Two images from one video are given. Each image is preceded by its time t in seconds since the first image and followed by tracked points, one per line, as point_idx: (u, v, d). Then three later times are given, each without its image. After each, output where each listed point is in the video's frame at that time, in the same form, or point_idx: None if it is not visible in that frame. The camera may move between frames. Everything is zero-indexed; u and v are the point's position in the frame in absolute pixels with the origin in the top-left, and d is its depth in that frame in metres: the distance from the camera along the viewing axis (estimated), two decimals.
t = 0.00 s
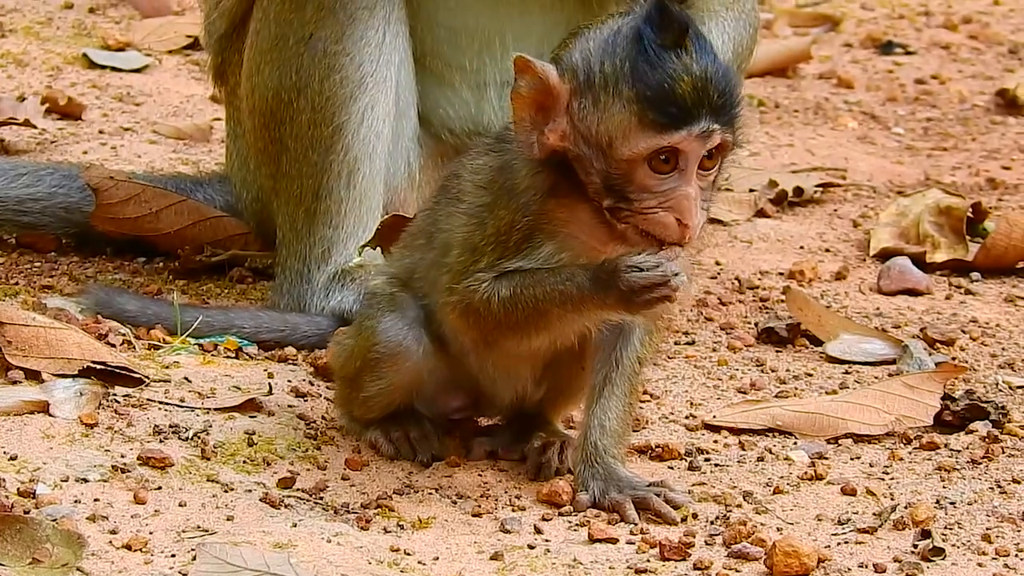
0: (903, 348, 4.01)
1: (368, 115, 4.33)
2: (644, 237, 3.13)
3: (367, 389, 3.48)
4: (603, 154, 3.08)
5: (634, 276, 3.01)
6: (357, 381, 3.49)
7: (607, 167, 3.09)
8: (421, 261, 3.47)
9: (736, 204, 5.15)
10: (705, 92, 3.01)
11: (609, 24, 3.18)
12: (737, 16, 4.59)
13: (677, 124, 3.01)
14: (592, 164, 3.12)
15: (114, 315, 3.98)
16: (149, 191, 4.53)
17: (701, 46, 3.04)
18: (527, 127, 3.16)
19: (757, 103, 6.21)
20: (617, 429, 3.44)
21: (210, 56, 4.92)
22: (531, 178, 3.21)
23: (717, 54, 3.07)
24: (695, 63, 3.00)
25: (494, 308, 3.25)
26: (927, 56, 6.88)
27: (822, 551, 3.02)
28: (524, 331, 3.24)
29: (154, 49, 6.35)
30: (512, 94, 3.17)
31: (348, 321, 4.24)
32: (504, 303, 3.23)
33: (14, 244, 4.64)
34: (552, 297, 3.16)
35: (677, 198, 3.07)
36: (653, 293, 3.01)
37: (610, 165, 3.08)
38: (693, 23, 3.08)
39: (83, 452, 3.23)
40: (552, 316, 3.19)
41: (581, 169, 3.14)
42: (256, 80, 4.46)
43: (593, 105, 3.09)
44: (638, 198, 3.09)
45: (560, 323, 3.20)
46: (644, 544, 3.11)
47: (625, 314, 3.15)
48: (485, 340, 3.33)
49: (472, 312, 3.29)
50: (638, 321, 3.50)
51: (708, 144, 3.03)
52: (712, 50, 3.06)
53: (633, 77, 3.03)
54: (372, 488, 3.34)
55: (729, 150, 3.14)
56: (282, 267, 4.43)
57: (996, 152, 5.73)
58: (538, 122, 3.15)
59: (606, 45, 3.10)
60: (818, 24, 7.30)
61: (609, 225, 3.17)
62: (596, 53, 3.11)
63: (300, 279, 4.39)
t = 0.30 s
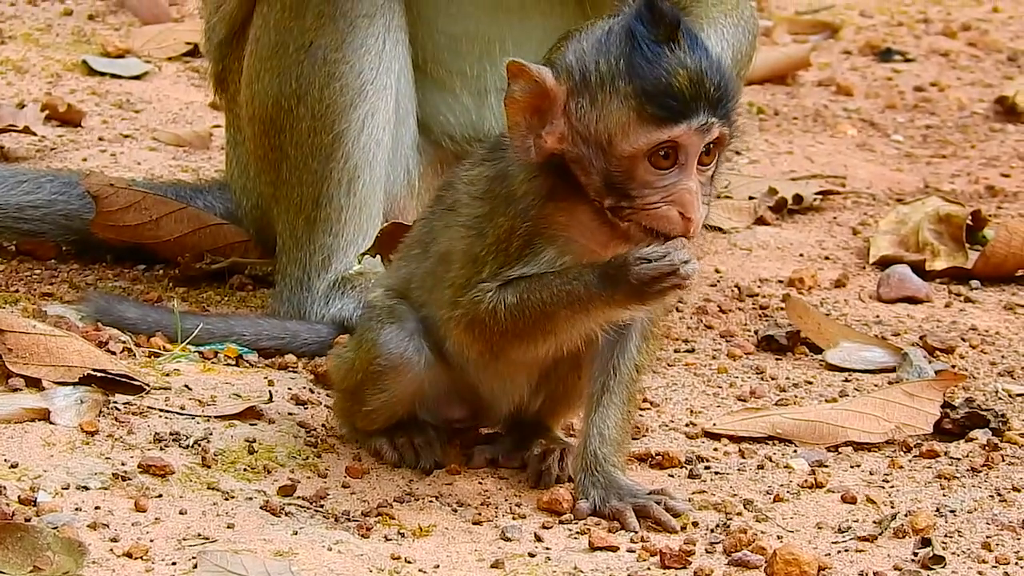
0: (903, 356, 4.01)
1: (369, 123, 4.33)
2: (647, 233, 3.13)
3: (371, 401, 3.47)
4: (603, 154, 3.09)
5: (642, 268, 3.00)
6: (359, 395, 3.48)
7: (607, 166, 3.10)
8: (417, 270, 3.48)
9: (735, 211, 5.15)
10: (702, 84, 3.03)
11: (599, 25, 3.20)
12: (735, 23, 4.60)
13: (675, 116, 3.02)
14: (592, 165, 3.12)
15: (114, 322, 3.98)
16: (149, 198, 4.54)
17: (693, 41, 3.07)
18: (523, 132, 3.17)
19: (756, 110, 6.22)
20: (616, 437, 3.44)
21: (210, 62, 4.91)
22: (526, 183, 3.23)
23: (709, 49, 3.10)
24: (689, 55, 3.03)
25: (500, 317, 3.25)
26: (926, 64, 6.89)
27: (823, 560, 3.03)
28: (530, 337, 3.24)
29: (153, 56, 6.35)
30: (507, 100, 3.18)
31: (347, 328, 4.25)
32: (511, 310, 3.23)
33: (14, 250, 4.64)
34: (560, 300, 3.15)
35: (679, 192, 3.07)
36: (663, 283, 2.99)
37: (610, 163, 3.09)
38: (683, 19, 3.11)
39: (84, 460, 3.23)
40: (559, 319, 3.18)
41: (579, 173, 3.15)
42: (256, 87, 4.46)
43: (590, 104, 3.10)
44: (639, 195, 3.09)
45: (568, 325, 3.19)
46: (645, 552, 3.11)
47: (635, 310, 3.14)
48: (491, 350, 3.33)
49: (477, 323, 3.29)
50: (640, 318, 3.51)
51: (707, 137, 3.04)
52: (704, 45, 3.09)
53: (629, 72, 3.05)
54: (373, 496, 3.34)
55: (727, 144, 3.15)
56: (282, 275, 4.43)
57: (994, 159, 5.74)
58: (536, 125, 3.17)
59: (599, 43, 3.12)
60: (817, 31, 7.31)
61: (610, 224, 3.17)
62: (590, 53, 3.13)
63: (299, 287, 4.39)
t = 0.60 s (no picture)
0: (901, 363, 4.01)
1: (365, 129, 4.33)
2: (650, 233, 3.16)
3: (369, 408, 3.47)
4: (609, 156, 3.10)
5: (652, 265, 2.99)
6: (356, 402, 3.48)
7: (613, 168, 3.11)
8: (407, 281, 3.46)
9: (734, 219, 5.15)
10: (704, 83, 3.06)
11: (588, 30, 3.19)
12: (733, 30, 4.61)
13: (684, 115, 3.04)
14: (596, 169, 3.12)
15: (112, 329, 3.98)
16: (146, 205, 4.54)
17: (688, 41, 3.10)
18: (523, 138, 3.15)
19: (755, 118, 6.22)
20: (611, 444, 3.44)
21: (209, 69, 4.92)
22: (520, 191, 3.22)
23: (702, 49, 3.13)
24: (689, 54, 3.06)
25: (500, 327, 3.24)
26: (925, 72, 6.89)
27: (819, 566, 3.02)
28: (530, 344, 3.24)
29: (153, 63, 6.35)
30: (502, 107, 3.15)
31: (345, 335, 4.25)
32: (509, 319, 3.23)
33: (12, 258, 4.65)
34: (559, 305, 3.15)
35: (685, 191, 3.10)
36: (672, 280, 2.98)
37: (616, 165, 3.10)
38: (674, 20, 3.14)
39: (80, 467, 3.23)
40: (561, 324, 3.18)
41: (579, 178, 3.15)
42: (253, 95, 4.47)
43: (594, 108, 3.10)
44: (646, 195, 3.11)
45: (570, 330, 3.19)
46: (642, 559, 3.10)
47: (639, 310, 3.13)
48: (490, 359, 3.32)
49: (476, 334, 3.29)
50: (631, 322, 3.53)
51: (712, 135, 3.08)
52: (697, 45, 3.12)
53: (634, 74, 3.06)
54: (370, 503, 3.34)
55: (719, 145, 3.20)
56: (280, 282, 4.43)
57: (994, 167, 5.74)
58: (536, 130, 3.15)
59: (598, 47, 3.11)
60: (817, 39, 7.31)
61: (609, 225, 3.19)
62: (589, 57, 3.12)
63: (297, 293, 4.39)
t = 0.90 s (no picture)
0: (893, 368, 4.01)
1: (358, 134, 4.33)
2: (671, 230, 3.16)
3: (363, 413, 3.46)
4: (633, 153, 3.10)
5: (688, 268, 2.96)
6: (349, 408, 3.47)
7: (637, 164, 3.12)
8: (392, 294, 3.45)
9: (726, 225, 5.15)
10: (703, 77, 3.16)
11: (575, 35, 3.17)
12: (724, 34, 4.61)
13: (701, 105, 3.11)
14: (620, 169, 3.13)
15: (104, 335, 3.97)
16: (138, 210, 4.54)
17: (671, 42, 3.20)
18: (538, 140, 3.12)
19: (747, 124, 6.22)
20: (599, 450, 3.44)
21: (201, 74, 4.92)
22: (507, 205, 3.19)
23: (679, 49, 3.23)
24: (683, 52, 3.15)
25: (516, 355, 3.17)
26: (917, 77, 6.90)
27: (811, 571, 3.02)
28: (546, 364, 3.18)
29: (144, 69, 6.35)
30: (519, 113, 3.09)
31: (336, 340, 4.25)
32: (526, 346, 3.15)
33: (4, 263, 4.65)
34: (582, 322, 3.09)
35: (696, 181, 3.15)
36: (709, 279, 2.96)
37: (641, 161, 3.11)
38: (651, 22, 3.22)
39: (72, 472, 3.23)
40: (581, 339, 3.12)
41: (595, 179, 3.15)
42: (245, 99, 4.46)
43: (617, 107, 3.09)
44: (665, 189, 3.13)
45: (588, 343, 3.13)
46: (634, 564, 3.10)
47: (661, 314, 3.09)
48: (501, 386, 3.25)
49: (488, 366, 3.22)
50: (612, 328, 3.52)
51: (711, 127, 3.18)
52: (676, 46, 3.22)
53: (652, 70, 3.09)
54: (362, 508, 3.33)
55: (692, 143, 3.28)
56: (272, 288, 4.43)
57: (986, 173, 5.74)
58: (556, 138, 3.12)
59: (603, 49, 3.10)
60: (809, 45, 7.32)
61: (622, 228, 3.20)
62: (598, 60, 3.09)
63: (289, 299, 4.39)
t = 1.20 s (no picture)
0: (884, 370, 4.01)
1: (348, 138, 4.34)
2: (619, 256, 3.09)
3: (354, 417, 3.46)
4: (593, 165, 3.04)
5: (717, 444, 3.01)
6: (340, 412, 3.47)
7: (597, 176, 3.05)
8: (377, 297, 3.45)
9: (718, 228, 5.15)
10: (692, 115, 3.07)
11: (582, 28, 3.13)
12: (714, 37, 4.62)
13: (677, 143, 3.01)
14: (578, 173, 3.07)
15: (96, 340, 3.98)
16: (129, 216, 4.57)
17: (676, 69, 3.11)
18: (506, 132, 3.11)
19: (739, 127, 6.23)
20: (589, 451, 3.41)
21: (191, 80, 4.92)
22: (489, 203, 3.17)
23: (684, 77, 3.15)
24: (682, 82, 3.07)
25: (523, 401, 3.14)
26: (908, 80, 6.91)
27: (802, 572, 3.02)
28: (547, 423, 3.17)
29: (136, 75, 6.36)
30: (494, 96, 3.07)
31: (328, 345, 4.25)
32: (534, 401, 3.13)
33: None
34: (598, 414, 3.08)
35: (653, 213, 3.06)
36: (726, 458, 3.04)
37: (601, 176, 3.05)
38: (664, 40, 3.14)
39: (64, 477, 3.23)
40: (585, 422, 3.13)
41: (555, 178, 3.11)
42: (235, 104, 4.47)
43: (591, 117, 3.03)
44: (619, 212, 3.05)
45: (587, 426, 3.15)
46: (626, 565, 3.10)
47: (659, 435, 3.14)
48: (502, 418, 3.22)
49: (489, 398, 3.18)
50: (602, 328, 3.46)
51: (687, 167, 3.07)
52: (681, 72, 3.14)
53: (637, 90, 3.02)
54: (354, 512, 3.33)
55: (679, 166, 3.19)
56: (263, 292, 4.42)
57: (977, 175, 5.75)
58: (524, 126, 3.08)
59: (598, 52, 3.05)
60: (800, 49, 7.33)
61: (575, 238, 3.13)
62: (590, 61, 3.04)
63: (281, 304, 4.39)
